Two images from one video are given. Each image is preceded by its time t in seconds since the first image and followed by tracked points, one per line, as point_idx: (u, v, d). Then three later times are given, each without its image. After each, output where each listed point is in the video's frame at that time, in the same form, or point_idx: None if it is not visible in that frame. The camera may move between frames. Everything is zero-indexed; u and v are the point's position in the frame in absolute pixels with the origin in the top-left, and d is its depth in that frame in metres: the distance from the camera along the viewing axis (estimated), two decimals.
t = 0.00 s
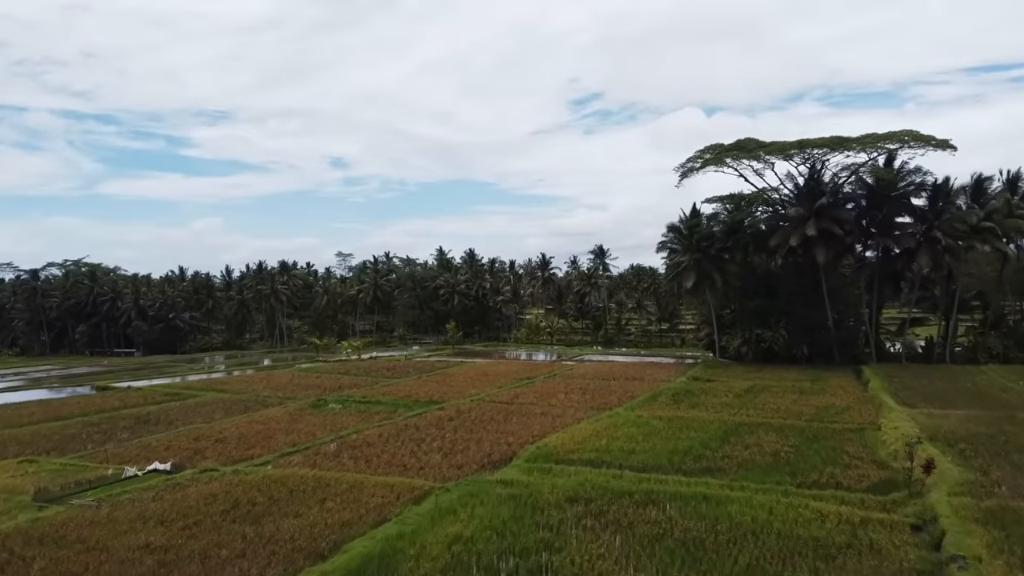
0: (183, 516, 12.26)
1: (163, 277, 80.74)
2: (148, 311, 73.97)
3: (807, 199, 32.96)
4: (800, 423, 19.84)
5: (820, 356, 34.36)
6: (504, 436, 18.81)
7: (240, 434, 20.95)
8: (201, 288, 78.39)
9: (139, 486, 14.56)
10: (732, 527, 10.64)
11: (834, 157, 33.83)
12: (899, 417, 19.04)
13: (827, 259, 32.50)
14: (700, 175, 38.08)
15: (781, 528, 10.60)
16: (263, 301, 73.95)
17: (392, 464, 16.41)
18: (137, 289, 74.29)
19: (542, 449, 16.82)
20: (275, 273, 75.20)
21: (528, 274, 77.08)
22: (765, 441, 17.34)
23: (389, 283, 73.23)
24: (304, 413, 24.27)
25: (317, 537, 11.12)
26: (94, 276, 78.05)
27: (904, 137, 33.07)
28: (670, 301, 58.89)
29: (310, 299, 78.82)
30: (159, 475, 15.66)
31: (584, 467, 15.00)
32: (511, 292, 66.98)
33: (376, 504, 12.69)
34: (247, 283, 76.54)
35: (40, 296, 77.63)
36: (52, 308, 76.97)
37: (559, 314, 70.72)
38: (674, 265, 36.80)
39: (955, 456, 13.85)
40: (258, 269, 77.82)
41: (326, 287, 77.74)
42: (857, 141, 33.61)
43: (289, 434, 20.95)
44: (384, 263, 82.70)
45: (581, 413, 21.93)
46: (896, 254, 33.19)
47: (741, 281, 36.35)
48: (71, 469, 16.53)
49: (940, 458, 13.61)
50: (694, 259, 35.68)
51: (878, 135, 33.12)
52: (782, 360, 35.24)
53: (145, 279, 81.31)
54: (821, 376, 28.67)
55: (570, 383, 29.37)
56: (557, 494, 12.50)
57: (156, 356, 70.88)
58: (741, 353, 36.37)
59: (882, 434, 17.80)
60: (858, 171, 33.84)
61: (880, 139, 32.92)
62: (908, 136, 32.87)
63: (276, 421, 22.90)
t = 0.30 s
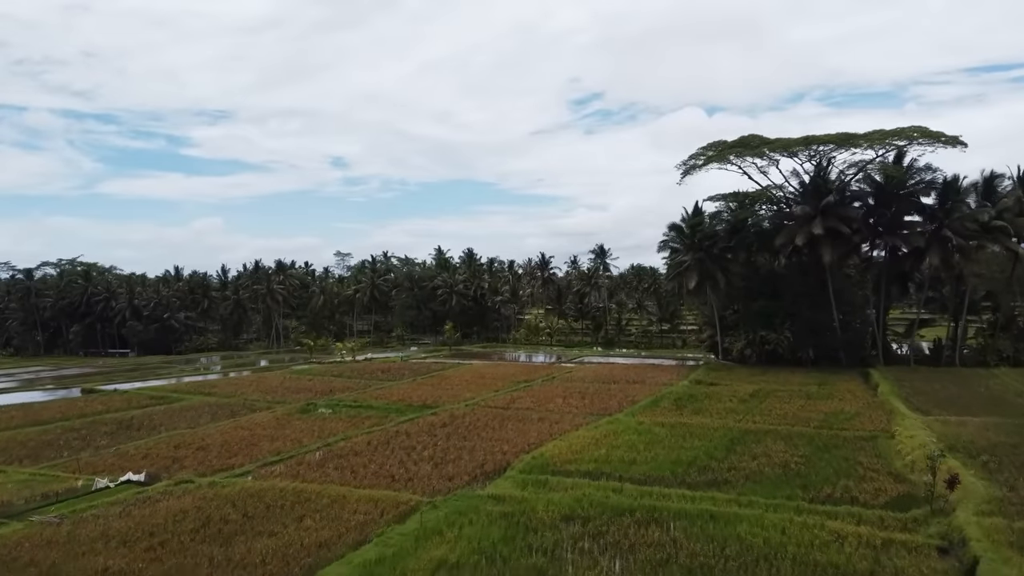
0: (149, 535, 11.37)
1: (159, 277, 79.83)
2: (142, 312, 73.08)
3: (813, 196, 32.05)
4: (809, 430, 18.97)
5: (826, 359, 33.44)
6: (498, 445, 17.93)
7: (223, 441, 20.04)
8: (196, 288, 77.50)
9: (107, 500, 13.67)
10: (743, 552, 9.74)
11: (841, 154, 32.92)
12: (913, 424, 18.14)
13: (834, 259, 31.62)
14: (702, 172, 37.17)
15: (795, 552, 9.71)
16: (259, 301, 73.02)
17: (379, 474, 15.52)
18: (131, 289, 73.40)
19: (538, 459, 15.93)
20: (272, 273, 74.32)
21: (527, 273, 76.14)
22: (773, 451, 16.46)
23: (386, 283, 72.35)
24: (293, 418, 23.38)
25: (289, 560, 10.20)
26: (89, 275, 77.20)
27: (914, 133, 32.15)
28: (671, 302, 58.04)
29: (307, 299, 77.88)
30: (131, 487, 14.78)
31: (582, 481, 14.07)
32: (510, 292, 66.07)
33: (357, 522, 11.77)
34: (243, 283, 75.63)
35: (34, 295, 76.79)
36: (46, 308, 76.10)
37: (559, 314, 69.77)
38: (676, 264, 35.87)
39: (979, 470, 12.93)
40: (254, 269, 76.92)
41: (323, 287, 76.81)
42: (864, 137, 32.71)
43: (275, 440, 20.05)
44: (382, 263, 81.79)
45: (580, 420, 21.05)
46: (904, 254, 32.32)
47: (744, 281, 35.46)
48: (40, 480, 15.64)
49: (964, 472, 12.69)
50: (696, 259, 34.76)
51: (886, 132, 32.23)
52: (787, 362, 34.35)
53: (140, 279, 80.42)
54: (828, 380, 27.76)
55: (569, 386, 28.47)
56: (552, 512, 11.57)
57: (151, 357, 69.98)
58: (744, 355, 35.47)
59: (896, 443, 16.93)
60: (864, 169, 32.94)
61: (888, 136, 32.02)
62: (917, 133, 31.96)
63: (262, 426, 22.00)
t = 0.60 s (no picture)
0: (108, 557, 10.48)
1: (154, 276, 78.95)
2: (137, 311, 72.23)
3: (819, 194, 31.16)
4: (818, 437, 18.08)
5: (832, 360, 32.59)
6: (491, 454, 17.04)
7: (205, 448, 19.15)
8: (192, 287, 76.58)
9: (72, 515, 12.79)
10: None
11: (848, 150, 32.02)
12: (929, 432, 17.24)
13: (841, 258, 30.75)
14: (705, 169, 36.30)
15: None
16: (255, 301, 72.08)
17: (364, 486, 14.62)
18: (126, 288, 72.55)
19: (533, 471, 15.04)
20: (268, 272, 73.40)
21: (527, 273, 75.15)
22: (782, 460, 15.57)
23: (384, 283, 71.42)
24: (281, 423, 22.48)
25: None
26: (83, 274, 76.35)
27: (924, 129, 31.25)
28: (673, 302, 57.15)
29: (303, 298, 76.89)
30: (99, 500, 13.89)
31: (579, 495, 13.18)
32: (509, 292, 65.14)
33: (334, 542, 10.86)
34: (239, 282, 74.74)
35: (28, 295, 76.01)
36: (40, 308, 75.26)
37: (558, 314, 68.73)
38: (678, 264, 34.97)
39: (1007, 484, 12.04)
40: (250, 268, 76.01)
41: (320, 286, 75.85)
42: (872, 133, 31.81)
43: (259, 447, 19.15)
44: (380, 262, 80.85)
45: (580, 426, 20.13)
46: (913, 253, 31.43)
47: (748, 281, 34.61)
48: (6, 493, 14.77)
49: (990, 487, 11.81)
50: (699, 258, 33.90)
51: (895, 128, 31.27)
52: (791, 364, 33.46)
53: (135, 278, 79.56)
54: (835, 383, 26.86)
55: (567, 389, 27.55)
56: (546, 533, 10.66)
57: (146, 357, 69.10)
58: (748, 357, 34.61)
59: (913, 451, 16.01)
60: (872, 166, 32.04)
61: (897, 132, 31.08)
62: (927, 129, 31.07)
63: (247, 432, 21.09)
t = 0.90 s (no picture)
0: None
1: (149, 276, 78.05)
2: (131, 312, 71.36)
3: (826, 191, 30.26)
4: (829, 445, 17.18)
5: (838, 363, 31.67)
6: (484, 464, 16.14)
7: (185, 456, 18.26)
8: (187, 287, 75.69)
9: (32, 533, 11.93)
10: None
11: (855, 146, 31.12)
12: (946, 440, 16.36)
13: (848, 258, 29.83)
14: (707, 166, 35.40)
15: None
16: (251, 301, 71.20)
17: (347, 500, 13.74)
18: (120, 288, 71.71)
19: (528, 483, 14.15)
20: (264, 272, 72.53)
21: (526, 272, 74.25)
22: (792, 472, 14.66)
23: (381, 282, 70.54)
24: (267, 429, 21.61)
25: None
26: (78, 274, 75.53)
27: (934, 125, 30.36)
28: (674, 301, 56.23)
29: (300, 298, 75.97)
30: (65, 515, 13.03)
31: (576, 512, 12.30)
32: (508, 291, 64.33)
33: (310, 565, 10.02)
34: (235, 282, 73.87)
35: (22, 295, 75.21)
36: (34, 308, 74.42)
37: (558, 314, 67.80)
38: (679, 264, 34.07)
39: None
40: (246, 268, 75.15)
41: (316, 286, 74.93)
42: (880, 129, 30.94)
43: (241, 455, 18.25)
44: (378, 262, 79.92)
45: (579, 433, 19.25)
46: (922, 252, 30.52)
47: (752, 281, 33.74)
48: None
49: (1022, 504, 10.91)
50: (701, 257, 33.03)
51: (903, 123, 30.53)
52: (797, 367, 32.50)
53: (131, 277, 78.71)
54: (843, 387, 25.95)
55: (566, 393, 26.64)
56: (541, 559, 9.79)
57: (140, 357, 68.22)
58: (752, 360, 33.62)
59: (931, 462, 15.13)
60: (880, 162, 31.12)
61: (906, 127, 30.31)
62: (937, 124, 30.18)
63: (231, 438, 20.22)
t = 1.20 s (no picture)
0: None
1: (145, 276, 77.18)
2: (125, 312, 70.47)
3: (834, 189, 29.36)
4: (841, 455, 16.29)
5: (845, 366, 30.76)
6: (477, 476, 15.24)
7: (164, 466, 17.38)
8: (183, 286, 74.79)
9: None
10: None
11: (863, 143, 30.22)
12: (966, 451, 15.46)
13: (856, 257, 28.93)
14: (710, 163, 34.53)
15: None
16: (247, 301, 70.31)
17: (329, 516, 12.84)
18: (114, 288, 70.82)
19: (522, 499, 13.25)
20: (260, 271, 71.67)
21: (526, 272, 73.38)
22: (804, 486, 13.75)
23: (379, 282, 69.69)
24: (253, 435, 20.72)
25: None
26: (71, 274, 74.63)
27: (945, 121, 29.47)
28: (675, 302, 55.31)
29: (297, 298, 75.08)
30: (25, 534, 12.16)
31: (573, 532, 11.41)
32: (506, 292, 63.52)
33: None
34: (230, 282, 72.98)
35: (15, 295, 74.33)
36: (27, 308, 73.54)
37: (557, 315, 66.95)
38: (681, 264, 33.22)
39: None
40: (242, 267, 74.29)
41: (313, 286, 74.05)
42: (888, 125, 30.07)
43: (222, 464, 17.36)
44: (375, 261, 79.03)
45: (578, 441, 18.37)
46: (932, 252, 29.61)
47: (756, 282, 32.86)
48: None
49: None
50: (704, 257, 32.15)
51: (913, 119, 29.66)
52: (802, 370, 31.59)
53: (125, 277, 77.83)
54: (851, 392, 25.03)
55: (564, 397, 25.76)
56: None
57: (134, 358, 67.32)
58: (756, 362, 32.68)
59: (951, 475, 14.22)
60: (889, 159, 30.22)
61: (915, 122, 29.45)
62: (948, 120, 29.30)
63: (213, 446, 19.33)
